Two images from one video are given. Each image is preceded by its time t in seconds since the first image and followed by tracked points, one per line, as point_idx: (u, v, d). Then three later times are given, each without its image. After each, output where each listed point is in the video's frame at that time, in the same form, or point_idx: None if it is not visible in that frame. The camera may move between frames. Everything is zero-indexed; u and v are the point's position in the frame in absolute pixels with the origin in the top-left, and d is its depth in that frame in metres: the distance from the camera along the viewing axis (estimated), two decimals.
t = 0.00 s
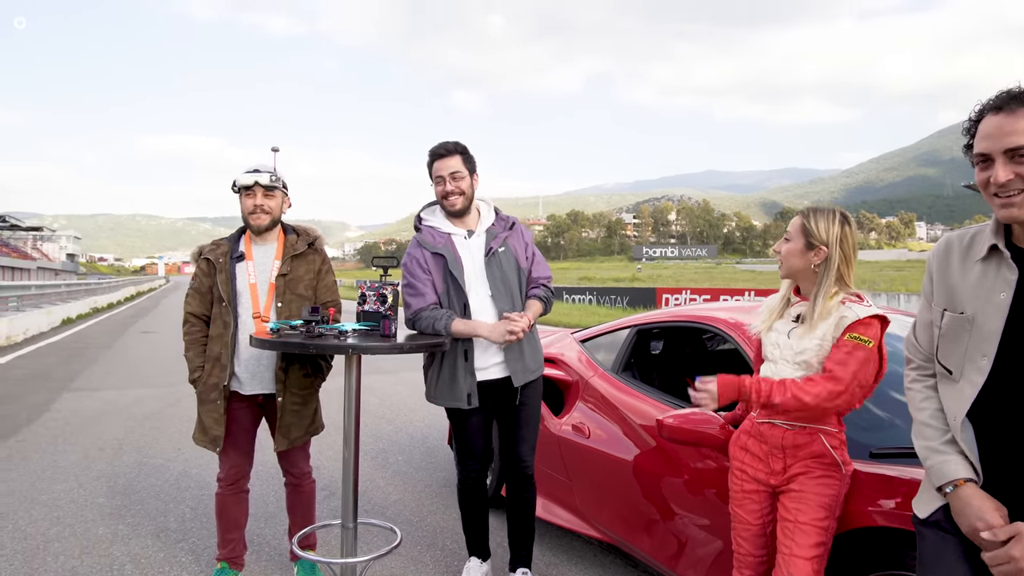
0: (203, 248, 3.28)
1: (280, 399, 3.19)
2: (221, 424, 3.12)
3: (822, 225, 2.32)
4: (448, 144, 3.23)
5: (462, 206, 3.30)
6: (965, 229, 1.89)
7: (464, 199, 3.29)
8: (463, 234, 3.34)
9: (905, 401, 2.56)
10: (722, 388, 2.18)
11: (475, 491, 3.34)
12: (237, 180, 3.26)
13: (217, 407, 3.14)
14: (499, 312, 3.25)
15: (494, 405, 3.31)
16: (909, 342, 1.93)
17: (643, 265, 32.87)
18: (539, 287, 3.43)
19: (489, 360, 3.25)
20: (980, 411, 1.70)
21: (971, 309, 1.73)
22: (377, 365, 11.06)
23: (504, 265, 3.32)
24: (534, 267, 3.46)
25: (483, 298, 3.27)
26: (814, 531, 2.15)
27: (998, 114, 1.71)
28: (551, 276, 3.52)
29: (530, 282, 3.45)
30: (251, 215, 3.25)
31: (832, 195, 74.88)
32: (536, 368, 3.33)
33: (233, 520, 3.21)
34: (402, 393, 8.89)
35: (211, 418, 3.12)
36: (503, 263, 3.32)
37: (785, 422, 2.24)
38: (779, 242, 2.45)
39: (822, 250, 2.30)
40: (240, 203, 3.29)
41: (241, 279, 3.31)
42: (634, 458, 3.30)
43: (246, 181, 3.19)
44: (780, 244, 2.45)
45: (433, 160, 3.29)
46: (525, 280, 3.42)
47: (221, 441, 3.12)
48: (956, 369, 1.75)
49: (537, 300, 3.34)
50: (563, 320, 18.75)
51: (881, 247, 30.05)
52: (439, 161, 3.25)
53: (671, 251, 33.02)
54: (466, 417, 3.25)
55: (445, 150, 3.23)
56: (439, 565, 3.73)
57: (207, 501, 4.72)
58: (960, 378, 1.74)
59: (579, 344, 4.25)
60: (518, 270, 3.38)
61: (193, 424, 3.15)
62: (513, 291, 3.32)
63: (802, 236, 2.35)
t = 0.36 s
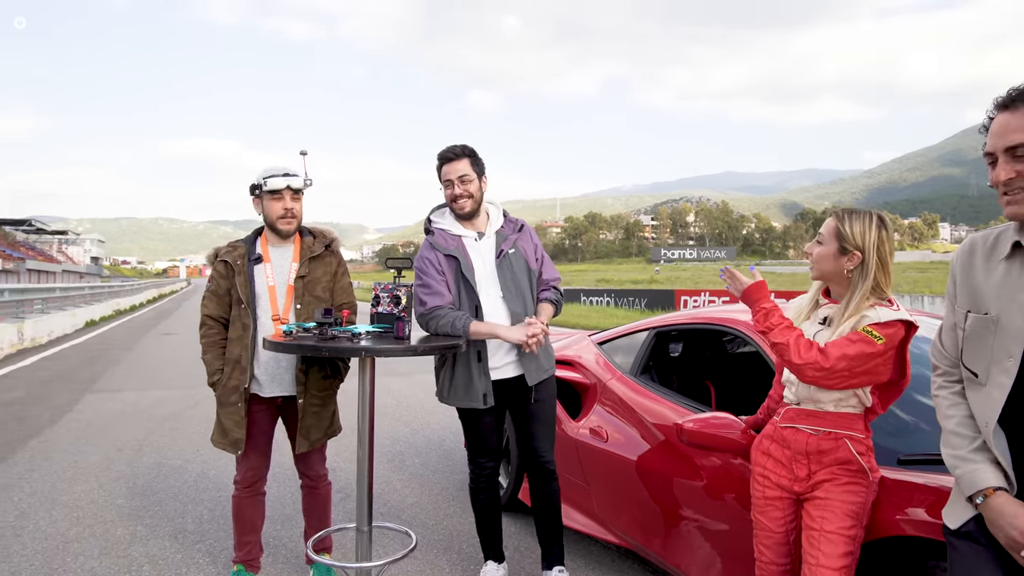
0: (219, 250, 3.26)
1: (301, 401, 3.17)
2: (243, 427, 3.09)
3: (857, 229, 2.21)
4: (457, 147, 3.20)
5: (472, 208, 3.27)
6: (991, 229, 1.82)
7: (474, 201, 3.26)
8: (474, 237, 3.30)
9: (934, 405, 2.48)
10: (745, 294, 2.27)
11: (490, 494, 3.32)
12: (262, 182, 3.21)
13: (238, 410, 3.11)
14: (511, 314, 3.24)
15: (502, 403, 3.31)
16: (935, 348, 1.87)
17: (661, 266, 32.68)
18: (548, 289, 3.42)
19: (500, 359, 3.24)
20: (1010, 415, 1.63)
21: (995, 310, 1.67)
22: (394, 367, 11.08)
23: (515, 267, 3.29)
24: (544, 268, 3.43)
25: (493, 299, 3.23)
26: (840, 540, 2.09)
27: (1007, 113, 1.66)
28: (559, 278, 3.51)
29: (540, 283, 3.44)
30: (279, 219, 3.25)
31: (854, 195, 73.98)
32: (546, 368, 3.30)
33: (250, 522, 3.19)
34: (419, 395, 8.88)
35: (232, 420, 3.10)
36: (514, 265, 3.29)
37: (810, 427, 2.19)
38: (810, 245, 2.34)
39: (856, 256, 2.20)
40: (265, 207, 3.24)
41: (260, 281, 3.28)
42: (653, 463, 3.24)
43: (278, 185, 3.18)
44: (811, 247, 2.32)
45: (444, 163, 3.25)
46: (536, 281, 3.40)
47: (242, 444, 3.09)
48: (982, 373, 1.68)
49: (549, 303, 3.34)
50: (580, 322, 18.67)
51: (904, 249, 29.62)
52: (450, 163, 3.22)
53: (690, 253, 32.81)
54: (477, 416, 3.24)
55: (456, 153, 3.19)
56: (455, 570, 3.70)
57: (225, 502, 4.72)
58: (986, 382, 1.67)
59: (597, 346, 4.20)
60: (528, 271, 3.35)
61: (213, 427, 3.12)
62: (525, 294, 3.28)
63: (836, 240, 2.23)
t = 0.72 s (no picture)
0: (227, 243, 3.19)
1: (315, 394, 3.14)
2: (257, 422, 3.08)
3: (870, 217, 2.12)
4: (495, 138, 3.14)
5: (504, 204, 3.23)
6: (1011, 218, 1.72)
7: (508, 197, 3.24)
8: (485, 228, 3.26)
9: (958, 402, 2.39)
10: (756, 296, 2.27)
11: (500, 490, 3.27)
12: (275, 177, 3.15)
13: (251, 405, 3.09)
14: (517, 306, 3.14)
15: (513, 397, 3.25)
16: (957, 344, 1.78)
17: (677, 259, 32.45)
18: (561, 284, 3.27)
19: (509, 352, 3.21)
20: None
21: (1015, 304, 1.58)
22: (409, 360, 11.08)
23: (524, 260, 3.20)
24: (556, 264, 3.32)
25: (499, 292, 3.17)
26: (858, 542, 2.01)
27: (1004, 107, 1.55)
28: (575, 273, 3.36)
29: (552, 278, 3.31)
30: (296, 213, 3.21)
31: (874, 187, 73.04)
32: (558, 363, 3.23)
33: (259, 518, 3.17)
34: (432, 389, 8.86)
35: (246, 416, 3.08)
36: (524, 258, 3.20)
37: (827, 424, 2.11)
38: (823, 238, 2.25)
39: (870, 245, 2.11)
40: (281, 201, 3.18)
41: (270, 275, 3.24)
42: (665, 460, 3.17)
43: (297, 178, 3.15)
44: (825, 239, 2.24)
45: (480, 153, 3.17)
46: (547, 276, 3.29)
47: (258, 439, 3.07)
48: (1002, 370, 1.60)
49: (558, 299, 3.18)
50: (596, 315, 18.57)
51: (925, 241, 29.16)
52: (489, 155, 3.14)
53: (707, 246, 32.55)
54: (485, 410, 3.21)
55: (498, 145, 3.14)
56: (466, 566, 3.66)
57: (237, 496, 4.72)
58: (1007, 379, 1.58)
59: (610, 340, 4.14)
60: (539, 265, 3.25)
61: (227, 422, 3.10)
62: (532, 287, 3.19)
63: (849, 230, 2.14)
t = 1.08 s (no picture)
0: (206, 233, 3.13)
1: (304, 382, 3.10)
2: (245, 413, 3.05)
3: (847, 204, 2.02)
4: (511, 122, 3.23)
5: (519, 187, 3.30)
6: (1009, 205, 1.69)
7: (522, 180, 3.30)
8: (490, 213, 3.33)
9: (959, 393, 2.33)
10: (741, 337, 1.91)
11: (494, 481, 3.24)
12: (258, 164, 3.09)
13: (239, 396, 3.05)
14: (512, 296, 3.19)
15: (511, 389, 3.22)
16: (952, 336, 1.75)
17: (684, 247, 32.30)
18: (571, 284, 3.24)
19: (501, 343, 3.16)
20: None
21: (1011, 295, 1.55)
22: (412, 349, 11.05)
23: (526, 248, 3.21)
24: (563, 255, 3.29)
25: (496, 278, 3.23)
26: (852, 537, 1.96)
27: (1004, 89, 1.51)
28: (584, 265, 3.30)
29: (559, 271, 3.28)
30: (279, 201, 3.15)
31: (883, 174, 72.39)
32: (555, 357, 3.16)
33: (250, 509, 3.15)
34: (434, 377, 8.83)
35: (233, 408, 3.05)
36: (525, 246, 3.21)
37: (822, 416, 2.07)
38: (810, 232, 2.17)
39: (850, 232, 2.01)
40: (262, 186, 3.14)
41: (254, 264, 3.21)
42: (660, 451, 3.13)
43: (280, 165, 3.10)
44: (811, 232, 2.15)
45: (495, 136, 3.23)
46: (552, 267, 3.27)
47: (246, 431, 3.05)
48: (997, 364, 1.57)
49: (572, 302, 3.18)
50: (601, 303, 18.50)
51: (934, 228, 28.88)
52: (504, 137, 3.21)
53: (714, 233, 32.34)
54: (478, 400, 3.19)
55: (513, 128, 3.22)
56: (460, 557, 3.63)
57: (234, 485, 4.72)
58: (1001, 373, 1.56)
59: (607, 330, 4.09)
60: (544, 254, 3.24)
61: (214, 415, 3.06)
62: (533, 276, 3.20)
63: (827, 220, 2.06)
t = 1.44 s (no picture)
0: (170, 234, 3.08)
1: (271, 384, 3.07)
2: (210, 418, 3.01)
3: (826, 203, 1.98)
4: (532, 119, 3.22)
5: (540, 185, 3.28)
6: (994, 204, 1.67)
7: (544, 179, 3.29)
8: (510, 210, 3.30)
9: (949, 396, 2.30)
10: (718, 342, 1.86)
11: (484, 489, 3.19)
12: (222, 165, 3.06)
13: (204, 401, 3.02)
14: (527, 298, 3.16)
15: (522, 393, 3.20)
16: (936, 338, 1.72)
17: (684, 245, 32.25)
18: (601, 295, 3.25)
19: (513, 346, 3.13)
20: (1011, 412, 1.49)
21: (994, 298, 1.53)
22: (409, 348, 11.00)
23: (545, 248, 3.18)
24: (590, 262, 3.26)
25: (512, 276, 3.21)
26: (836, 544, 1.93)
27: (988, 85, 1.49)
28: (611, 272, 3.27)
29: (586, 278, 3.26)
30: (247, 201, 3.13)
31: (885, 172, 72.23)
32: (568, 364, 3.13)
33: (229, 510, 3.14)
34: (430, 377, 8.80)
35: (199, 412, 3.01)
36: (545, 246, 3.18)
37: (806, 420, 2.04)
38: (790, 229, 2.12)
39: (829, 232, 1.97)
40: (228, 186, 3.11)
41: (219, 266, 3.16)
42: (649, 453, 3.10)
43: (245, 166, 3.09)
44: (791, 230, 2.11)
45: (516, 134, 3.22)
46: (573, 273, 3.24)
47: (212, 435, 3.01)
48: (979, 368, 1.55)
49: (605, 316, 3.20)
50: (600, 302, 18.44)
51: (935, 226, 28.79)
52: (525, 135, 3.20)
53: (714, 232, 32.27)
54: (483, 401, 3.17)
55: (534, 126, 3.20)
56: (448, 560, 3.60)
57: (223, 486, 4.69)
58: (984, 377, 1.54)
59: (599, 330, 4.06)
60: (564, 256, 3.21)
61: (178, 418, 3.02)
62: (550, 278, 3.17)
63: (807, 219, 2.01)
